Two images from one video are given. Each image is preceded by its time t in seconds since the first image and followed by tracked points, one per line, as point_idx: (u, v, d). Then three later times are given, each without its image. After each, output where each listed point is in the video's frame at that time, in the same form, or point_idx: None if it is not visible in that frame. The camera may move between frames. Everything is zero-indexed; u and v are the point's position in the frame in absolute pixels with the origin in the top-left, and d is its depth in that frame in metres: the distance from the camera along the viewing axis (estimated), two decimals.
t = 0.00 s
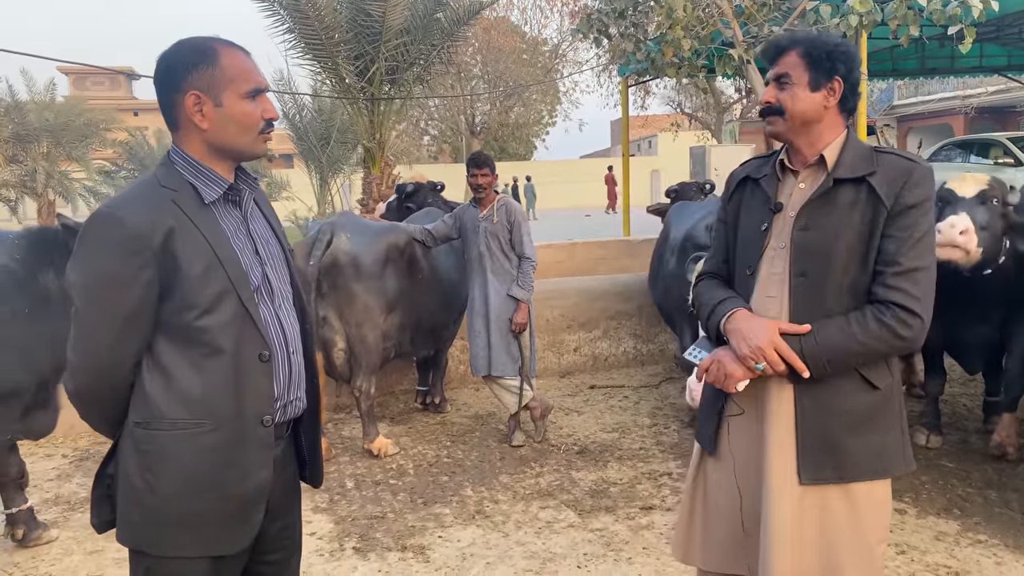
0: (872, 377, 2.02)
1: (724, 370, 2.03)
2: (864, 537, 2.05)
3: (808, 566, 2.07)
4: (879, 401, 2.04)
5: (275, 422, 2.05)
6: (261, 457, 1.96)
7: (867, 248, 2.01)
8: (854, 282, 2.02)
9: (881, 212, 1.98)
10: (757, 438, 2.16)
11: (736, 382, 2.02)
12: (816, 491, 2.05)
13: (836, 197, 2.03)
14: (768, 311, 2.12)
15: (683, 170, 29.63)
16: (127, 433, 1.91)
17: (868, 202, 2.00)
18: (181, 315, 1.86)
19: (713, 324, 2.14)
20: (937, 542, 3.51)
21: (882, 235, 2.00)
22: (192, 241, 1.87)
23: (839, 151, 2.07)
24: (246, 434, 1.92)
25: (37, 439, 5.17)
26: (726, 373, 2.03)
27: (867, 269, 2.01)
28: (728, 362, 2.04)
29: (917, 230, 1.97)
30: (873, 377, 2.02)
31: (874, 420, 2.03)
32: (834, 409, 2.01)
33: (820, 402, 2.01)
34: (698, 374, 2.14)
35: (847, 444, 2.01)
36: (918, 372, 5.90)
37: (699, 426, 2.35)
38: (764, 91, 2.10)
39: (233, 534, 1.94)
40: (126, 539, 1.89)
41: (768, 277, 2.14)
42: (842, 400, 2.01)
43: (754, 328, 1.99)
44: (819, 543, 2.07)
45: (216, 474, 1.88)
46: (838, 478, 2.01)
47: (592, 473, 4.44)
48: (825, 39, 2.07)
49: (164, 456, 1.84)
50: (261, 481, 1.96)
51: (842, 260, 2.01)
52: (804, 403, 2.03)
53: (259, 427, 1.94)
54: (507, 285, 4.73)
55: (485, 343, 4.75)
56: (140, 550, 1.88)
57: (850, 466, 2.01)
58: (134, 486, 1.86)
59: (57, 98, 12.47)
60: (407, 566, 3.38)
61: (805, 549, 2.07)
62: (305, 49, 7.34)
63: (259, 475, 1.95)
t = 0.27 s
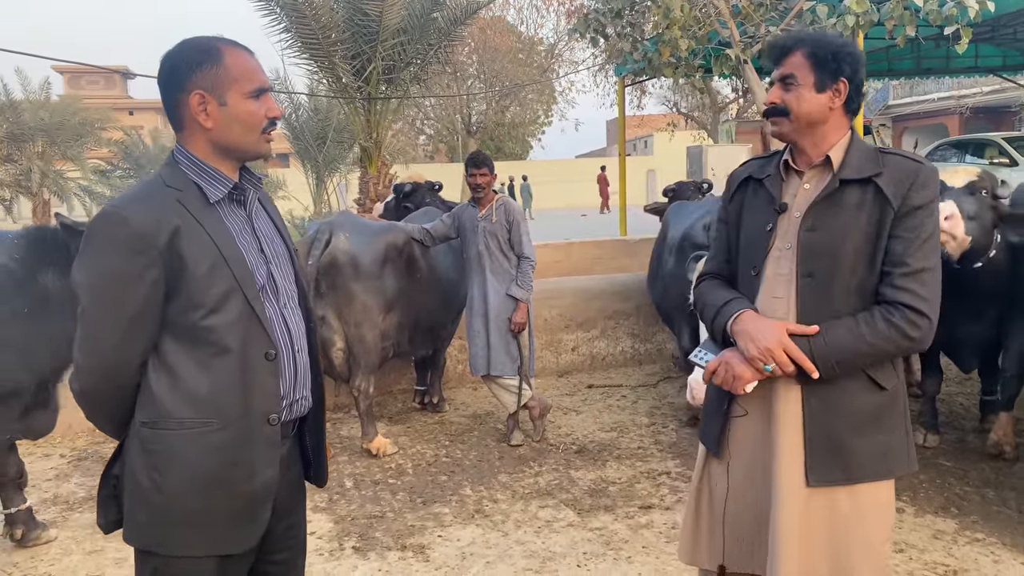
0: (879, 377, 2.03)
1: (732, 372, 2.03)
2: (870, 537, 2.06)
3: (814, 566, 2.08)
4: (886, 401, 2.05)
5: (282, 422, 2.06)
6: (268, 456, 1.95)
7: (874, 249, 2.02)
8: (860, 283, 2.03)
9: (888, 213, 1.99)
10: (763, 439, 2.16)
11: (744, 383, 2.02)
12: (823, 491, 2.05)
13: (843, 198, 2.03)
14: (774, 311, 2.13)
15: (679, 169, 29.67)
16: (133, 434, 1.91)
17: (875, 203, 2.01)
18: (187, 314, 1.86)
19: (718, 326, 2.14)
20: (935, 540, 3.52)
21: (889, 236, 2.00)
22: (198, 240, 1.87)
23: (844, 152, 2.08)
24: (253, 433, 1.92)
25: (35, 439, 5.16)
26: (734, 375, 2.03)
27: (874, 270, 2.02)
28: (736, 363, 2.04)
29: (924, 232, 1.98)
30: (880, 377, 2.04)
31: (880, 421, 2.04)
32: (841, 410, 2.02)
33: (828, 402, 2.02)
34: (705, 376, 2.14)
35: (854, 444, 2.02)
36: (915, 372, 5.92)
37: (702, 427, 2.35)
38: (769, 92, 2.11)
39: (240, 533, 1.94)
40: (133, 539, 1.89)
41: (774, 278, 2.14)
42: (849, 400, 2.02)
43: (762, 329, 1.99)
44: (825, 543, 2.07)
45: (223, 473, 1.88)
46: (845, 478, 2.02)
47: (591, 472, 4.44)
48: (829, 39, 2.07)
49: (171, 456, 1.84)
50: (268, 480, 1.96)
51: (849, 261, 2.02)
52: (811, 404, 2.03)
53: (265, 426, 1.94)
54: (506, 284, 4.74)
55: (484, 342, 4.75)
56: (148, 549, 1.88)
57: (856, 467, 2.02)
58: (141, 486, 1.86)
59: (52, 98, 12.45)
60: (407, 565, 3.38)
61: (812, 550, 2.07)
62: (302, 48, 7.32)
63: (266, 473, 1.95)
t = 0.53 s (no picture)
0: (879, 377, 2.04)
1: (734, 373, 2.04)
2: (870, 537, 2.07)
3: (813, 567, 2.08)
4: (886, 401, 2.06)
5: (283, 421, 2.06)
6: (269, 455, 1.95)
7: (875, 249, 2.02)
8: (861, 284, 2.04)
9: (889, 213, 1.99)
10: (762, 439, 2.17)
11: (746, 384, 2.02)
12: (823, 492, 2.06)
13: (843, 199, 2.04)
14: (774, 312, 2.13)
15: (674, 169, 29.72)
16: (133, 433, 1.90)
17: (875, 203, 2.02)
18: (187, 313, 1.86)
19: (719, 327, 2.14)
20: (930, 540, 3.54)
21: (890, 238, 2.00)
22: (197, 239, 1.87)
23: (843, 152, 2.09)
24: (254, 431, 1.92)
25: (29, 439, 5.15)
26: (736, 376, 2.03)
27: (874, 270, 2.02)
28: (739, 365, 2.04)
29: (925, 232, 1.98)
30: (880, 377, 2.04)
31: (881, 421, 2.05)
32: (841, 410, 2.03)
33: (828, 402, 2.03)
34: (706, 378, 2.14)
35: (854, 443, 2.03)
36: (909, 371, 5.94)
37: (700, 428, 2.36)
38: (767, 93, 2.12)
39: (241, 532, 1.93)
40: (134, 539, 1.88)
41: (774, 279, 2.14)
42: (849, 400, 2.03)
43: (764, 330, 2.00)
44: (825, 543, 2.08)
45: (224, 472, 1.87)
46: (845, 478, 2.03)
47: (587, 472, 4.45)
48: (826, 40, 2.08)
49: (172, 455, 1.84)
50: (269, 478, 1.95)
51: (850, 262, 2.02)
52: (812, 404, 2.04)
53: (266, 424, 1.93)
54: (503, 284, 4.74)
55: (481, 342, 4.75)
56: (149, 549, 1.88)
57: (856, 466, 2.03)
58: (142, 485, 1.86)
59: (47, 97, 12.41)
60: (404, 565, 3.38)
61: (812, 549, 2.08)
62: (297, 48, 7.31)
63: (266, 472, 1.95)
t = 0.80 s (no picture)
0: (873, 378, 2.04)
1: (729, 375, 2.06)
2: (866, 537, 2.07)
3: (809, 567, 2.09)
4: (881, 402, 2.06)
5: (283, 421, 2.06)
6: (269, 454, 1.95)
7: (869, 250, 2.02)
8: (855, 285, 2.04)
9: (883, 214, 1.99)
10: (756, 440, 2.18)
11: (741, 386, 2.04)
12: (818, 492, 2.06)
13: (836, 200, 2.05)
14: (769, 314, 2.13)
15: (668, 170, 29.77)
16: (132, 434, 1.90)
17: (869, 204, 2.02)
18: (185, 313, 1.85)
19: (714, 328, 2.15)
20: (924, 540, 3.55)
21: (884, 238, 2.00)
22: (195, 239, 1.86)
23: (836, 154, 2.09)
24: (253, 431, 1.91)
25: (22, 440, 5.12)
26: (731, 378, 2.05)
27: (869, 271, 2.03)
28: (733, 367, 2.06)
29: (918, 232, 1.98)
30: (875, 378, 2.05)
31: (875, 421, 2.05)
32: (836, 411, 2.03)
33: (823, 403, 2.04)
34: (702, 379, 2.16)
35: (848, 444, 2.04)
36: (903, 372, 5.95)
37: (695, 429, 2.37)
38: (760, 97, 2.12)
39: (241, 532, 1.93)
40: (134, 540, 1.88)
41: (768, 280, 2.15)
42: (844, 401, 2.04)
43: (758, 331, 2.01)
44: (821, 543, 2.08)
45: (223, 471, 1.87)
46: (840, 478, 2.04)
47: (582, 472, 4.45)
48: (819, 42, 2.08)
49: (171, 455, 1.83)
50: (268, 478, 1.95)
51: (845, 263, 2.03)
52: (806, 405, 2.05)
53: (265, 423, 1.93)
54: (498, 284, 4.74)
55: (476, 342, 4.76)
56: (149, 550, 1.87)
57: (851, 467, 2.03)
58: (141, 485, 1.85)
59: (40, 96, 12.35)
60: (399, 565, 3.37)
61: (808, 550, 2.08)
62: (292, 48, 7.29)
63: (266, 471, 1.94)
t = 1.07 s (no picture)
0: (865, 379, 2.04)
1: (719, 375, 2.06)
2: (859, 538, 2.07)
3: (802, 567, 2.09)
4: (872, 403, 2.07)
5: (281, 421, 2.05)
6: (268, 454, 1.94)
7: (859, 252, 2.02)
8: (846, 286, 2.05)
9: (873, 216, 2.00)
10: (749, 440, 2.19)
11: (731, 386, 2.04)
12: (809, 492, 2.07)
13: (827, 201, 2.05)
14: (761, 315, 2.14)
15: (663, 172, 29.82)
16: (130, 434, 1.89)
17: (860, 206, 2.02)
18: (183, 314, 1.85)
19: (705, 329, 2.16)
20: (918, 540, 3.56)
21: (874, 240, 2.01)
22: (193, 239, 1.86)
23: (828, 156, 2.10)
24: (253, 430, 1.91)
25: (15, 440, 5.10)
26: (720, 378, 2.05)
27: (859, 272, 2.03)
28: (723, 367, 2.06)
29: (908, 234, 1.98)
30: (867, 379, 2.05)
31: (867, 422, 2.06)
32: (827, 412, 2.04)
33: (814, 404, 2.04)
34: (692, 380, 2.16)
35: (839, 445, 2.04)
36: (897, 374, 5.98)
37: (689, 431, 2.38)
38: (753, 100, 2.13)
39: (241, 532, 1.93)
40: (133, 541, 1.87)
41: (760, 281, 2.16)
42: (835, 402, 2.04)
43: (748, 332, 2.02)
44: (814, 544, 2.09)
45: (222, 472, 1.87)
46: (831, 478, 2.04)
47: (577, 473, 4.45)
48: (813, 45, 2.08)
49: (170, 455, 1.83)
50: (268, 477, 1.95)
51: (835, 264, 2.03)
52: (797, 405, 2.05)
53: (264, 423, 1.93)
54: (493, 285, 4.74)
55: (471, 343, 4.75)
56: (148, 551, 1.87)
57: (842, 467, 2.04)
58: (139, 486, 1.85)
59: (33, 95, 12.30)
60: (394, 566, 3.37)
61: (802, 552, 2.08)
62: (288, 48, 7.28)
63: (266, 471, 1.94)
